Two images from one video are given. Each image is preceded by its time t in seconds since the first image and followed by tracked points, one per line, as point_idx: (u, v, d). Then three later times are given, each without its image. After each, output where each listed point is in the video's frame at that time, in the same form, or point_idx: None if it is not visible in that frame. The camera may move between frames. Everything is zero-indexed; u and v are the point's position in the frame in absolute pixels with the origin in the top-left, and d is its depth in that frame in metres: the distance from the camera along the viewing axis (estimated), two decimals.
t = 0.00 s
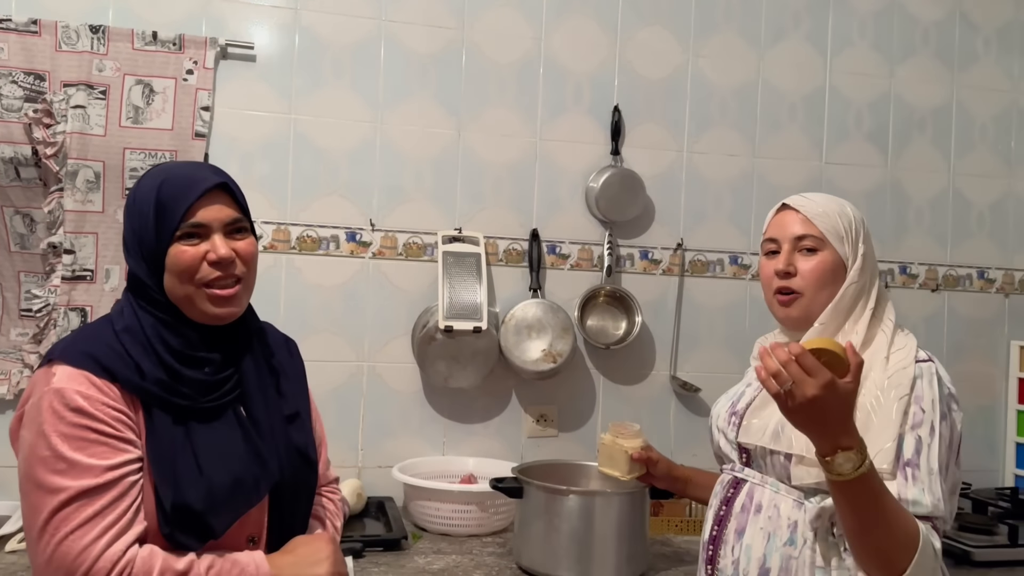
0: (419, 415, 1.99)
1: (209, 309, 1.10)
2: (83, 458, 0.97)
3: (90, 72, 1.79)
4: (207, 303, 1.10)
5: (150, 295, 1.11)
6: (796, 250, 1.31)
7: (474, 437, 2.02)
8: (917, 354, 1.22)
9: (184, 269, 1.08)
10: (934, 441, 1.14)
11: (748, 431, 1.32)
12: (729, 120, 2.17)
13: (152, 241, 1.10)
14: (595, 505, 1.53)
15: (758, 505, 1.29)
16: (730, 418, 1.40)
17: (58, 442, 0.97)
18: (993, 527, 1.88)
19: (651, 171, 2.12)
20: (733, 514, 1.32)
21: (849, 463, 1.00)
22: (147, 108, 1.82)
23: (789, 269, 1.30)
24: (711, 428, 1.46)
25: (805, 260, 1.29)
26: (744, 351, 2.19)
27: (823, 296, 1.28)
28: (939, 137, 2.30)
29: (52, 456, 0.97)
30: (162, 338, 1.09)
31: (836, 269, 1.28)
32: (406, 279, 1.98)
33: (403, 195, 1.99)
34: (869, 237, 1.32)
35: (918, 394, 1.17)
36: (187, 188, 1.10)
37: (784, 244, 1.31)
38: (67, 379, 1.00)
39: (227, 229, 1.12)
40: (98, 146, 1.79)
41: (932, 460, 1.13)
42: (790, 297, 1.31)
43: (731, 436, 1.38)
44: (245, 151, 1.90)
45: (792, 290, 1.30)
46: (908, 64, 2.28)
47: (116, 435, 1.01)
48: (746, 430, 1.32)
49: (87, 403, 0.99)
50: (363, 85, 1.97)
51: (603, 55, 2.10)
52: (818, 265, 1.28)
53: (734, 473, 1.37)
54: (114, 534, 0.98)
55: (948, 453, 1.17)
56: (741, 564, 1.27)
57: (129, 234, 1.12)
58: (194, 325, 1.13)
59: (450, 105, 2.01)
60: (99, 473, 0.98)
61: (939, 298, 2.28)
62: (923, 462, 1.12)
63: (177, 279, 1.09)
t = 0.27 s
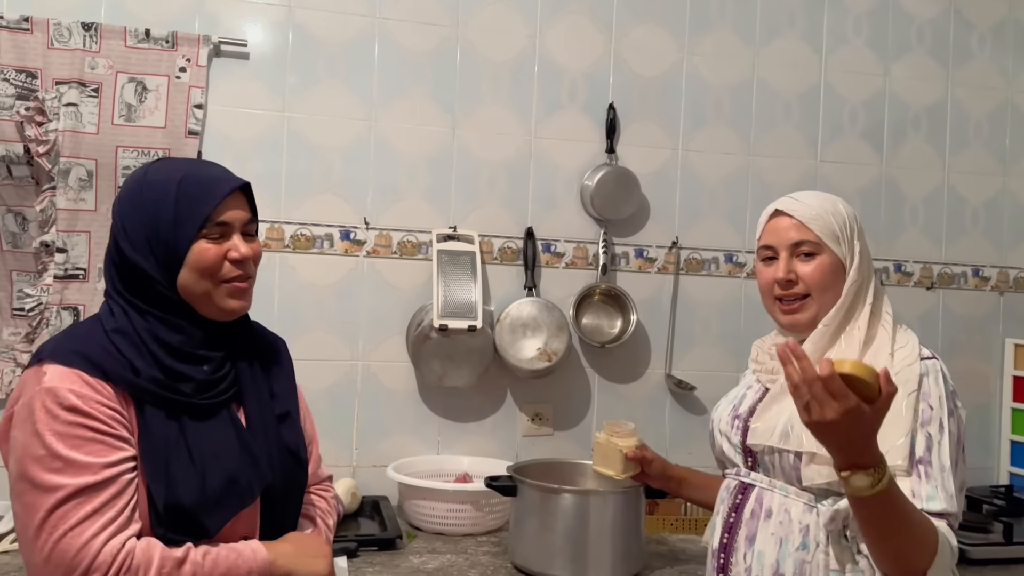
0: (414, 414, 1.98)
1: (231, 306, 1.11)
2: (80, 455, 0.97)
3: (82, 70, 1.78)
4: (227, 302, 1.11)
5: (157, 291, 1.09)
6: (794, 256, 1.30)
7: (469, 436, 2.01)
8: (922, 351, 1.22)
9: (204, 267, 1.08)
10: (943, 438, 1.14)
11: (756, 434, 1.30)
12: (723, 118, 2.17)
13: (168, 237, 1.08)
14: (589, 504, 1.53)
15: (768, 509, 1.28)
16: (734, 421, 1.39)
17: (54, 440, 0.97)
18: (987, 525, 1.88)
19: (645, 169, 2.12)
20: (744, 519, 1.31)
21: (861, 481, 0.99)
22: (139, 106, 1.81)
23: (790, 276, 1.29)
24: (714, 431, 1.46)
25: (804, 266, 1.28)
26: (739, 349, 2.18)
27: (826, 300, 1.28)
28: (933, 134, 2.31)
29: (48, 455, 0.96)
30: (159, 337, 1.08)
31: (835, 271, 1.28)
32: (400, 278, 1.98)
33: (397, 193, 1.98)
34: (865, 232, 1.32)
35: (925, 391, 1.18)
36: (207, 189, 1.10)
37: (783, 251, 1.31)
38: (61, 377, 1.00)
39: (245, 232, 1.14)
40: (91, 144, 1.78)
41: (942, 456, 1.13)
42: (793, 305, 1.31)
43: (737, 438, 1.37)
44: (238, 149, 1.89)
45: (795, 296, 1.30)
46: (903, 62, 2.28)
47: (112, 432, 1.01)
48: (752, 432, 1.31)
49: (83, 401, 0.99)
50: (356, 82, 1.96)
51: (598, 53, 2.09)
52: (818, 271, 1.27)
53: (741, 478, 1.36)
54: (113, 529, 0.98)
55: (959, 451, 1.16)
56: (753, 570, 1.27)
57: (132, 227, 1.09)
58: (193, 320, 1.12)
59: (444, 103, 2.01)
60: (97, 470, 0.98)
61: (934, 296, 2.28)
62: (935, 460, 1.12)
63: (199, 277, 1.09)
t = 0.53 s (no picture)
0: (413, 413, 1.98)
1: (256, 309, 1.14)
2: (75, 466, 0.96)
3: (79, 69, 1.77)
4: (252, 304, 1.14)
5: (180, 289, 1.09)
6: (781, 267, 1.31)
7: (467, 435, 2.01)
8: (924, 353, 1.23)
9: (237, 271, 1.10)
10: (957, 445, 1.14)
11: (763, 443, 1.30)
12: (721, 116, 2.17)
13: (202, 239, 1.09)
14: (589, 503, 1.53)
15: (777, 513, 1.28)
16: (737, 424, 1.39)
17: (50, 451, 0.96)
18: (985, 524, 1.89)
19: (643, 168, 2.12)
20: (751, 524, 1.31)
21: None
22: (137, 105, 1.80)
23: (775, 288, 1.31)
24: (717, 434, 1.44)
25: (790, 278, 1.29)
26: (737, 348, 2.19)
27: (812, 311, 1.29)
28: (931, 133, 2.31)
29: (44, 465, 0.95)
30: (167, 341, 1.08)
31: (821, 281, 1.28)
32: (398, 277, 1.98)
33: (395, 192, 1.98)
34: (862, 233, 1.31)
35: (935, 395, 1.17)
36: (240, 195, 1.12)
37: (768, 262, 1.31)
38: (58, 386, 0.99)
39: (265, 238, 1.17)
40: (88, 143, 1.77)
41: (958, 464, 1.13)
42: (781, 314, 1.33)
43: (743, 442, 1.36)
44: (235, 148, 1.88)
45: (781, 307, 1.32)
46: (900, 61, 2.28)
47: (109, 443, 0.99)
48: (759, 444, 1.30)
49: (79, 411, 0.97)
50: (354, 80, 1.95)
51: (595, 52, 2.09)
52: (802, 283, 1.28)
53: (747, 481, 1.35)
54: (108, 543, 0.97)
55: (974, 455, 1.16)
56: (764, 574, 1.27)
57: (159, 224, 1.08)
58: (206, 321, 1.14)
59: (442, 101, 2.00)
60: (92, 482, 0.96)
61: (932, 294, 2.29)
62: (951, 470, 1.12)
63: (230, 280, 1.10)
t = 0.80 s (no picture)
0: (414, 413, 1.98)
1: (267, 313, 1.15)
2: (93, 469, 0.96)
3: (79, 69, 1.77)
4: (264, 309, 1.14)
5: (196, 293, 1.09)
6: (781, 263, 1.32)
7: (468, 435, 2.01)
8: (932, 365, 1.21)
9: (253, 277, 1.11)
10: (959, 459, 1.14)
11: (763, 450, 1.30)
12: (721, 116, 2.17)
13: (219, 243, 1.09)
14: (592, 504, 1.54)
15: (773, 515, 1.29)
16: (741, 423, 1.39)
17: (67, 455, 0.95)
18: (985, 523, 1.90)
19: (644, 168, 2.12)
20: (747, 524, 1.32)
21: None
22: (137, 105, 1.80)
23: (769, 283, 1.33)
24: (720, 432, 1.45)
25: (786, 274, 1.31)
26: (737, 347, 2.19)
27: (801, 309, 1.29)
28: (930, 132, 2.31)
29: (61, 469, 0.95)
30: (182, 344, 1.08)
31: (816, 281, 1.28)
32: (400, 277, 1.98)
33: (396, 192, 1.98)
34: (875, 237, 1.28)
35: (939, 408, 1.17)
36: (259, 202, 1.12)
37: (770, 256, 1.34)
38: (73, 390, 0.98)
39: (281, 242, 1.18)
40: (88, 144, 1.77)
41: (959, 479, 1.13)
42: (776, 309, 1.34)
43: (745, 443, 1.37)
44: (236, 149, 1.88)
45: (775, 302, 1.34)
46: (900, 60, 2.29)
47: (125, 445, 0.99)
48: (758, 453, 1.31)
49: (95, 414, 0.97)
50: (355, 80, 1.95)
51: (596, 51, 2.09)
52: (795, 280, 1.29)
53: (744, 480, 1.36)
54: (127, 544, 0.97)
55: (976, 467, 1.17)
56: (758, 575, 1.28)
57: (177, 226, 1.08)
58: (219, 324, 1.14)
59: (443, 101, 2.00)
60: (109, 485, 0.96)
61: (931, 293, 2.30)
62: (952, 484, 1.13)
63: (245, 285, 1.11)
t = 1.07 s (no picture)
0: (414, 410, 1.99)
1: (274, 314, 1.15)
2: (112, 466, 0.97)
3: (79, 68, 1.77)
4: (274, 309, 1.15)
5: (211, 293, 1.10)
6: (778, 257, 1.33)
7: (468, 431, 2.02)
8: (924, 366, 1.20)
9: (266, 277, 1.12)
10: (941, 461, 1.13)
11: (749, 447, 1.31)
12: (720, 113, 2.18)
13: (233, 243, 1.10)
14: (591, 501, 1.55)
15: (756, 507, 1.31)
16: (735, 416, 1.41)
17: (87, 451, 0.96)
18: (981, 517, 1.91)
19: (643, 165, 2.13)
20: (732, 515, 1.35)
21: None
22: (137, 104, 1.80)
23: (764, 277, 1.33)
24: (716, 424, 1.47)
25: (781, 269, 1.31)
26: (736, 343, 2.20)
27: (792, 305, 1.30)
28: (927, 129, 2.32)
29: (81, 466, 0.96)
30: (197, 343, 1.09)
31: (809, 279, 1.28)
32: (400, 274, 1.98)
33: (396, 190, 1.98)
34: (875, 240, 1.26)
35: (925, 409, 1.16)
36: (273, 203, 1.13)
37: (768, 249, 1.34)
38: (92, 388, 0.99)
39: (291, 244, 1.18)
40: (89, 142, 1.77)
41: (940, 481, 1.12)
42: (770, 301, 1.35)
43: (736, 436, 1.39)
44: (236, 147, 1.89)
45: (769, 295, 1.34)
46: (897, 58, 2.30)
47: (143, 442, 1.00)
48: (745, 450, 1.32)
49: (114, 411, 0.98)
50: (355, 78, 1.96)
51: (595, 49, 2.10)
52: (788, 277, 1.30)
53: (735, 472, 1.38)
54: (147, 539, 0.98)
55: (960, 468, 1.15)
56: (737, 564, 1.30)
57: (192, 226, 1.08)
58: (233, 323, 1.15)
59: (443, 99, 2.01)
60: (129, 481, 0.97)
61: (928, 289, 2.31)
62: (931, 486, 1.12)
63: (258, 285, 1.12)
